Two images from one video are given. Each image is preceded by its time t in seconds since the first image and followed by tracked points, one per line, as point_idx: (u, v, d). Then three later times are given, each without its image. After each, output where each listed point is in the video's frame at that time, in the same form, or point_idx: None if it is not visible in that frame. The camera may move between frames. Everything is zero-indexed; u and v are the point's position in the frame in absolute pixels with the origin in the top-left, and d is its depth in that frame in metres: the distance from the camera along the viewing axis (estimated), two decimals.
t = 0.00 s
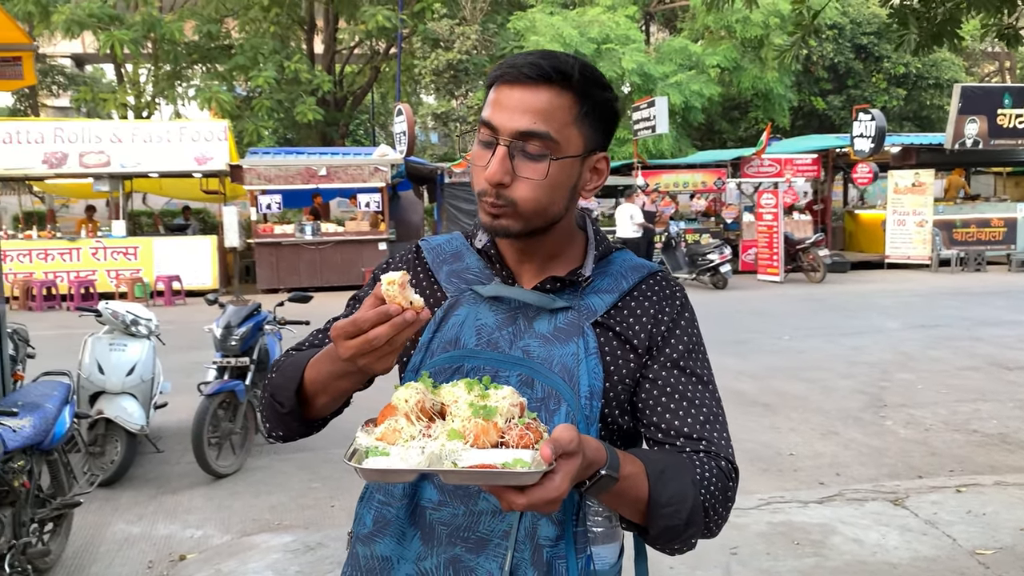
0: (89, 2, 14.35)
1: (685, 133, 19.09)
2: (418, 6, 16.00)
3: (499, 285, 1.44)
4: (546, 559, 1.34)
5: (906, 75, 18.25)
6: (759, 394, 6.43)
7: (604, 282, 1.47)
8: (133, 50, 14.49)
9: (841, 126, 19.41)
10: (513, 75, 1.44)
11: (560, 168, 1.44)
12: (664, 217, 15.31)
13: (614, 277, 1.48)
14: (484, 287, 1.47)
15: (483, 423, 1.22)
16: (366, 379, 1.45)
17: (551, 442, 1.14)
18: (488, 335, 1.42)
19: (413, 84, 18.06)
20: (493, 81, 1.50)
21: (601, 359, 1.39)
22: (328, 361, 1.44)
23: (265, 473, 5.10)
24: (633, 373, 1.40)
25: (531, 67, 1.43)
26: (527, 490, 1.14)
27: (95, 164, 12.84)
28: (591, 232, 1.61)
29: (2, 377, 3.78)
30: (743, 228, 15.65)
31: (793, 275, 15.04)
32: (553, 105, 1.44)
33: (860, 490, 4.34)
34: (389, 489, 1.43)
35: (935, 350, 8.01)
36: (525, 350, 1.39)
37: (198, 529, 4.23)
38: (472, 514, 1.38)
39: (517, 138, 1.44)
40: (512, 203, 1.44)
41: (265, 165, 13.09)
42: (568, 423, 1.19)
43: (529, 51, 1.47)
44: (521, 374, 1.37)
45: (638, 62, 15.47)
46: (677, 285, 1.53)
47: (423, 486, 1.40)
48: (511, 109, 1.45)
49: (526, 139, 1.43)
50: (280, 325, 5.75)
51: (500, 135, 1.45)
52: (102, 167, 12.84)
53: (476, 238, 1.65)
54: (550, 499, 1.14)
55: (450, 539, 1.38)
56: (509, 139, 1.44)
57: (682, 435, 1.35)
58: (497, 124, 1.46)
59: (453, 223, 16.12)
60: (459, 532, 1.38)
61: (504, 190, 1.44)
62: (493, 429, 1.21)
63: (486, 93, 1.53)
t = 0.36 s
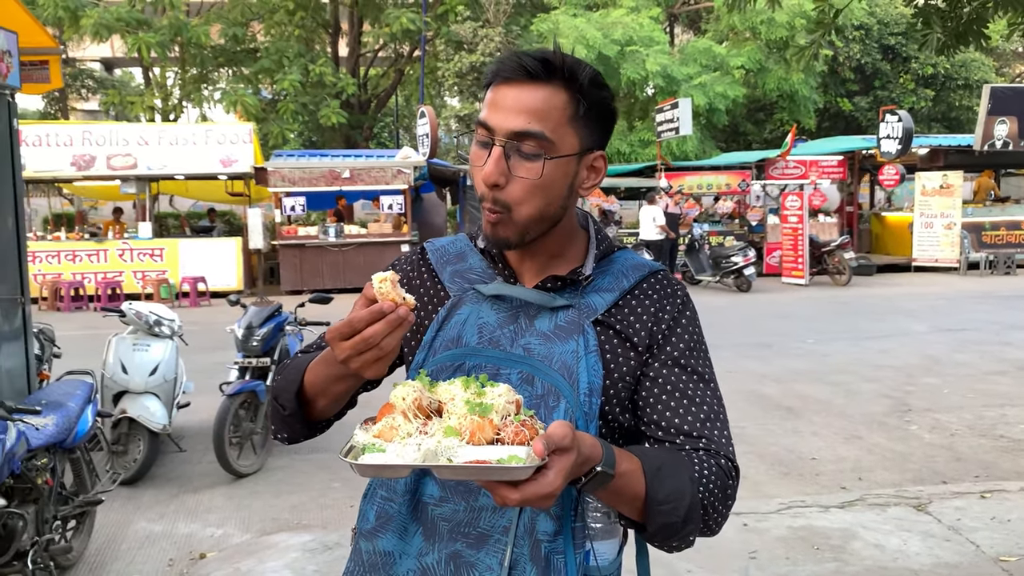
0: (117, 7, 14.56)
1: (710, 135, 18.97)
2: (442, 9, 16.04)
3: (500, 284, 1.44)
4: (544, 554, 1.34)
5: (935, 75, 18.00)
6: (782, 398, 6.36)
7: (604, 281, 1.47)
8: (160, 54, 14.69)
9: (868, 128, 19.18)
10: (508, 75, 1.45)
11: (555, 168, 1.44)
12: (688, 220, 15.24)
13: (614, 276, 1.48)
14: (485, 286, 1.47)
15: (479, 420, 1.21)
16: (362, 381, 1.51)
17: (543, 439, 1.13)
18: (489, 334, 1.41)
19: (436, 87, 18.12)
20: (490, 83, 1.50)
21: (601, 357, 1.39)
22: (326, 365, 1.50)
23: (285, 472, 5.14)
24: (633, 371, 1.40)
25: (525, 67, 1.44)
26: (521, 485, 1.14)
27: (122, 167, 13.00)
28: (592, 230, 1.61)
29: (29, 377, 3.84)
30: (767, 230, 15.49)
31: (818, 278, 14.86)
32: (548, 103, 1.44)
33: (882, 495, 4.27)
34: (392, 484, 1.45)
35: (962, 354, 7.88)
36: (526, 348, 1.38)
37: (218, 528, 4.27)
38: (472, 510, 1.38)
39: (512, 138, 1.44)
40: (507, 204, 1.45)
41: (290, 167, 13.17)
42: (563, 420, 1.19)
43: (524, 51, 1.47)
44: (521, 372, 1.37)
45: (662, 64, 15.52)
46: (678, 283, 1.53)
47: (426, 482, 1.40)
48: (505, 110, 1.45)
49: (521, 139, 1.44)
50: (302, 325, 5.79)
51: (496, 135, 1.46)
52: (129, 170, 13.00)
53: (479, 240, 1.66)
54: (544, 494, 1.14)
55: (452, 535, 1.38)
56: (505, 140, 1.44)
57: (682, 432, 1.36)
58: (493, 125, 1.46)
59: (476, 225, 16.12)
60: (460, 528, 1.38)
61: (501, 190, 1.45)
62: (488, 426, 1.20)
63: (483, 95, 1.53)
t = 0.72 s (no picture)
0: (135, 17, 14.67)
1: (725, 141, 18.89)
2: (456, 17, 16.07)
3: (501, 284, 1.47)
4: (542, 548, 1.37)
5: (952, 79, 17.86)
6: (796, 403, 6.31)
7: (604, 281, 1.48)
8: (177, 63, 14.84)
9: (884, 133, 19.04)
10: (501, 80, 1.45)
11: (551, 170, 1.44)
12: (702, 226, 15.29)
13: (614, 275, 1.49)
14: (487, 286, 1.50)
15: (474, 410, 1.25)
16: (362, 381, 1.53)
17: (536, 427, 1.16)
18: (489, 332, 1.44)
19: (451, 94, 18.17)
20: (484, 87, 1.50)
21: (600, 354, 1.40)
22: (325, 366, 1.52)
23: (298, 477, 5.16)
24: (632, 369, 1.42)
25: (517, 71, 1.44)
26: (512, 473, 1.16)
27: (139, 174, 13.11)
28: (592, 230, 1.61)
29: (45, 382, 3.88)
30: (783, 236, 15.40)
31: (834, 283, 14.75)
32: (541, 107, 1.44)
33: (897, 501, 4.23)
34: (394, 480, 1.48)
35: (980, 360, 7.79)
36: (526, 346, 1.41)
37: (231, 532, 4.29)
38: (473, 506, 1.42)
39: (507, 142, 1.44)
40: (505, 206, 1.45)
41: (305, 175, 13.23)
42: (558, 412, 1.21)
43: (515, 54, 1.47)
44: (521, 369, 1.40)
45: (677, 70, 15.53)
46: (679, 283, 1.52)
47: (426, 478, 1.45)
48: (500, 114, 1.45)
49: (516, 143, 1.44)
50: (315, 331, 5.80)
51: (491, 139, 1.46)
52: (146, 177, 13.12)
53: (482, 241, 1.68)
54: (537, 483, 1.16)
55: (452, 531, 1.42)
56: (500, 144, 1.45)
57: (681, 430, 1.35)
58: (488, 129, 1.46)
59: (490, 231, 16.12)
60: (461, 523, 1.42)
61: (497, 194, 1.45)
62: (484, 416, 1.24)
63: (477, 99, 1.53)
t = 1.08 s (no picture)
0: (145, 36, 14.80)
1: (733, 152, 18.90)
2: (462, 32, 16.14)
3: (502, 297, 1.48)
4: (543, 561, 1.37)
5: (959, 88, 17.84)
6: (807, 414, 6.28)
7: (605, 293, 1.48)
8: (185, 81, 14.98)
9: (892, 142, 18.99)
10: (496, 93, 1.46)
11: (546, 180, 1.45)
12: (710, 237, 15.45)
13: (615, 287, 1.49)
14: (488, 299, 1.52)
15: (473, 421, 1.25)
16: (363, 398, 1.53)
17: (533, 437, 1.16)
18: (491, 345, 1.45)
19: (458, 109, 18.26)
20: (480, 100, 1.51)
21: (601, 366, 1.41)
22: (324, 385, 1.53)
23: (308, 493, 5.15)
24: (634, 382, 1.41)
25: (511, 82, 1.45)
26: (509, 483, 1.16)
27: (148, 192, 13.20)
28: (593, 243, 1.62)
29: (55, 400, 3.90)
30: (792, 246, 15.35)
31: (844, 293, 14.68)
32: (535, 117, 1.45)
33: (910, 512, 4.19)
34: (396, 495, 1.48)
35: (992, 368, 7.72)
36: (528, 358, 1.42)
37: (241, 549, 4.28)
38: (475, 519, 1.42)
39: (503, 152, 1.45)
40: (502, 217, 1.46)
41: (313, 190, 13.32)
42: (557, 422, 1.21)
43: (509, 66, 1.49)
44: (523, 382, 1.41)
45: (683, 82, 15.55)
46: (681, 295, 1.52)
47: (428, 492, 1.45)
48: (495, 125, 1.46)
49: (511, 153, 1.44)
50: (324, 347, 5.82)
51: (487, 150, 1.47)
52: (156, 195, 13.21)
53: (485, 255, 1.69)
54: (535, 493, 1.16)
55: (455, 544, 1.42)
56: (495, 155, 1.45)
57: (683, 442, 1.35)
58: (484, 140, 1.47)
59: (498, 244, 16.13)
60: (463, 538, 1.42)
61: (494, 204, 1.46)
62: (482, 427, 1.24)
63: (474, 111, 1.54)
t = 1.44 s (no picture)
0: (149, 53, 14.90)
1: (735, 163, 18.94)
2: (465, 46, 16.21)
3: (505, 309, 1.49)
4: (548, 571, 1.37)
5: (961, 98, 17.89)
6: (812, 426, 6.25)
7: (608, 303, 1.49)
8: (189, 97, 15.08)
9: (895, 152, 19.00)
10: (494, 105, 1.47)
11: (545, 190, 1.46)
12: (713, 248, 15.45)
13: (618, 298, 1.50)
14: (491, 311, 1.52)
15: (475, 432, 1.26)
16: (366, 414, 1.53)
17: (534, 448, 1.16)
18: (495, 357, 1.46)
19: (461, 123, 18.34)
20: (479, 113, 1.53)
21: (604, 377, 1.41)
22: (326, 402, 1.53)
23: (312, 507, 5.14)
24: (638, 392, 1.42)
25: (509, 93, 1.47)
26: (510, 494, 1.16)
27: (152, 208, 13.27)
28: (596, 253, 1.63)
29: (59, 415, 3.91)
30: (795, 257, 15.34)
31: (848, 304, 14.65)
32: (534, 128, 1.46)
33: (916, 523, 4.18)
34: (401, 507, 1.48)
35: (997, 379, 7.70)
36: (531, 369, 1.43)
37: (246, 563, 4.27)
38: (479, 531, 1.42)
39: (502, 163, 1.46)
40: (503, 226, 1.47)
41: (317, 205, 13.34)
42: (558, 433, 1.21)
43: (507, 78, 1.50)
44: (527, 394, 1.41)
45: (685, 94, 15.60)
46: (684, 305, 1.53)
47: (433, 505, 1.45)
48: (494, 137, 1.47)
49: (510, 164, 1.46)
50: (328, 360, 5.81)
51: (486, 162, 1.48)
52: (160, 211, 13.27)
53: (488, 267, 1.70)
54: (536, 505, 1.16)
55: (459, 557, 1.42)
56: (494, 166, 1.46)
57: (687, 453, 1.35)
58: (483, 152, 1.48)
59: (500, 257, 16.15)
60: (467, 550, 1.42)
61: (495, 214, 1.47)
62: (484, 438, 1.25)
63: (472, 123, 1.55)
